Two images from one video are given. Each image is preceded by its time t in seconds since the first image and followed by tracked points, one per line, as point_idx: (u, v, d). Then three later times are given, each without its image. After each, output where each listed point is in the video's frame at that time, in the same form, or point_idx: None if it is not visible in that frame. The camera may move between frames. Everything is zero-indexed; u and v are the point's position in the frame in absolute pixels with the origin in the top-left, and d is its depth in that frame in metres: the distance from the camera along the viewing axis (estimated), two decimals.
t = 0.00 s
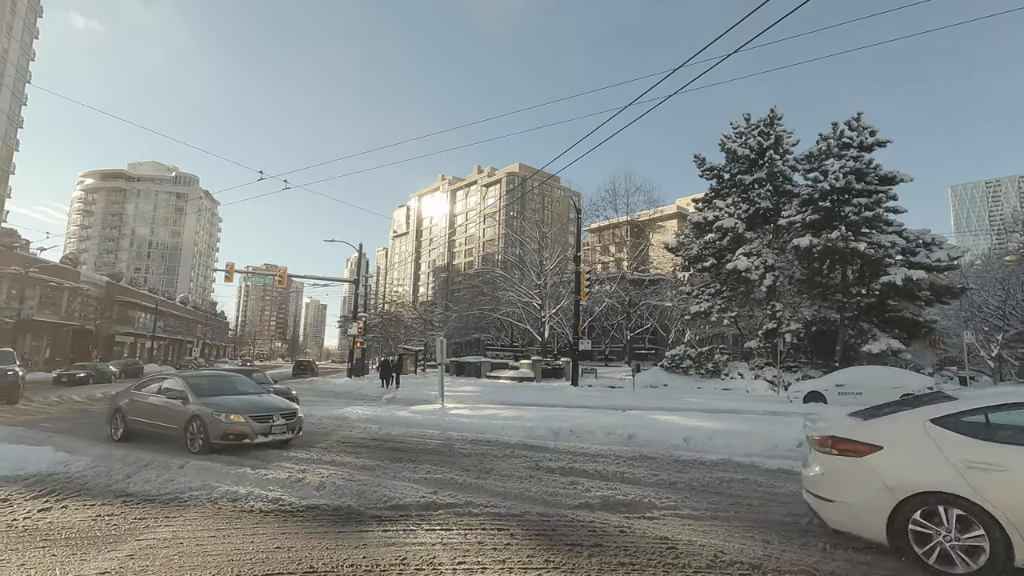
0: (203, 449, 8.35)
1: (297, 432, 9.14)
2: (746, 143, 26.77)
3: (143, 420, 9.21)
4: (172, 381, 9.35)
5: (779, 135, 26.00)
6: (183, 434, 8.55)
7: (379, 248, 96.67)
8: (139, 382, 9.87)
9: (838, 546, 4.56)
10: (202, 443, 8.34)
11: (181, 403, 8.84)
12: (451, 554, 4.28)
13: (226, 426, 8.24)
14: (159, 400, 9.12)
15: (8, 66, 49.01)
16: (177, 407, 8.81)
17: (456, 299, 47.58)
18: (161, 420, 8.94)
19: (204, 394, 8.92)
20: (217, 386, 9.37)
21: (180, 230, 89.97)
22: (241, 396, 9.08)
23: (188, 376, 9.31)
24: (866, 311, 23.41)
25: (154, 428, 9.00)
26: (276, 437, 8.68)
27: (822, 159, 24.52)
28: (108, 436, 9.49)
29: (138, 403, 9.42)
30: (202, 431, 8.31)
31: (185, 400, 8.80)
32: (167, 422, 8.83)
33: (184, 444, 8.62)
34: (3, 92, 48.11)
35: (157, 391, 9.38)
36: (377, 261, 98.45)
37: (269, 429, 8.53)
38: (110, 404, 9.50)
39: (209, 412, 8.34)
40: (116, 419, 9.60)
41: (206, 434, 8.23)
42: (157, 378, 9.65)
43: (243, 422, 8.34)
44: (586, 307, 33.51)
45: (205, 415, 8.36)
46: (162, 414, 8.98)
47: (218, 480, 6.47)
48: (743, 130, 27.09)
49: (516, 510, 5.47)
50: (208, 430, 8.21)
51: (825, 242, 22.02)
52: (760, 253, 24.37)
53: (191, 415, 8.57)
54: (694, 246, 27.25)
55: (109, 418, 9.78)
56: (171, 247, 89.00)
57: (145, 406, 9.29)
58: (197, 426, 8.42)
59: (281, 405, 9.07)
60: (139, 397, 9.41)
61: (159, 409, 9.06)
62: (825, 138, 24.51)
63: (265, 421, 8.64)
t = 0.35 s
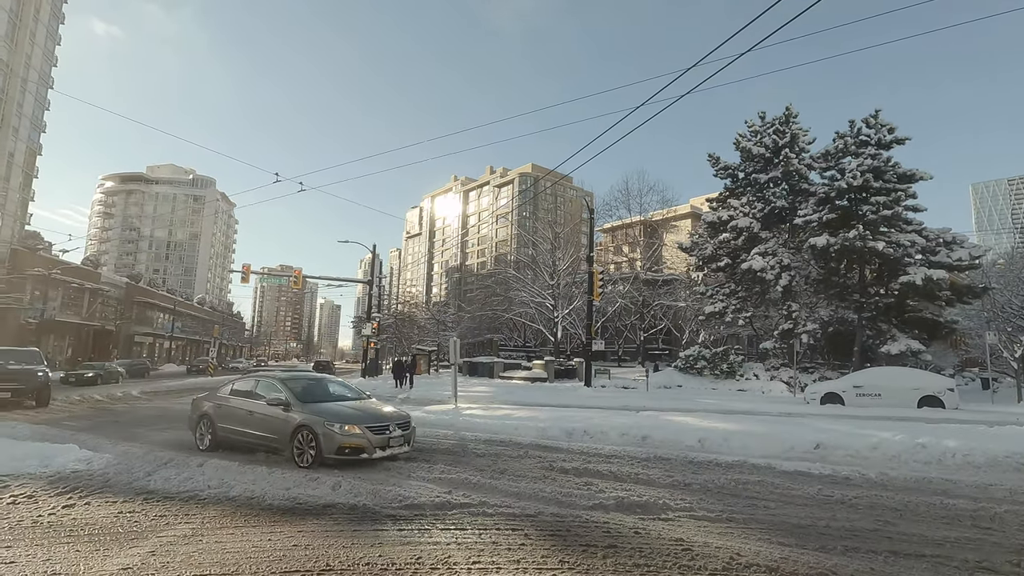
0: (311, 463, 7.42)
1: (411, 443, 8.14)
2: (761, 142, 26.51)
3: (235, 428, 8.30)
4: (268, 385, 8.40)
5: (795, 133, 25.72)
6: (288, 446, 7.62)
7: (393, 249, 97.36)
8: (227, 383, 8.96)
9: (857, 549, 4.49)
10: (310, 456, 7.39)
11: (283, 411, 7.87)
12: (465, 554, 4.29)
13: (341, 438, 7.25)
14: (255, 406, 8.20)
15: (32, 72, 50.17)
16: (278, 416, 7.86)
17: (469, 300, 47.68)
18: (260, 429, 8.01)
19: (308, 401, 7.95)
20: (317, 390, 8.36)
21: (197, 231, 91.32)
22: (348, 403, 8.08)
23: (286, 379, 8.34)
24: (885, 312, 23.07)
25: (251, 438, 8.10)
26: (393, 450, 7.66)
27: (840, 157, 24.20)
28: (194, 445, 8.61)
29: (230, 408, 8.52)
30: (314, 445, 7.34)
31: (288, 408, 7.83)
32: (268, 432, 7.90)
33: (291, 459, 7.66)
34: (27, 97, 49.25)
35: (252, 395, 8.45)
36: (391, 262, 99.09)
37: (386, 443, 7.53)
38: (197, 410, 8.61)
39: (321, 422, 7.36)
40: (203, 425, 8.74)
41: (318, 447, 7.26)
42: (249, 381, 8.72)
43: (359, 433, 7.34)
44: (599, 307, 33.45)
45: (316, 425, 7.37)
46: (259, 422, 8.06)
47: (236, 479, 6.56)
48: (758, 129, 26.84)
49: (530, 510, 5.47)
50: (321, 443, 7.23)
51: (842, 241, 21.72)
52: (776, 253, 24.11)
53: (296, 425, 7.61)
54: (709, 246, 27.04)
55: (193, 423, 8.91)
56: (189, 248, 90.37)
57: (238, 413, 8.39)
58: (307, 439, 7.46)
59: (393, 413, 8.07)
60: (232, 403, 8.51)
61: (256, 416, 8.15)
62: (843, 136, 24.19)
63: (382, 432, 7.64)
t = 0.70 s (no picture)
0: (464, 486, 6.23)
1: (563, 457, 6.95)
2: (777, 139, 26.19)
3: (349, 439, 7.28)
4: (388, 390, 7.34)
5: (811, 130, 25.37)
6: (427, 463, 6.53)
7: (406, 250, 97.91)
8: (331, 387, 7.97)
9: (878, 551, 4.42)
10: (465, 477, 6.19)
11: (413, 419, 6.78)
12: (482, 553, 4.30)
13: (495, 453, 6.09)
14: (375, 415, 7.14)
15: (54, 78, 51.24)
16: (408, 426, 6.76)
17: (482, 300, 47.80)
18: (383, 441, 6.96)
19: (442, 407, 6.84)
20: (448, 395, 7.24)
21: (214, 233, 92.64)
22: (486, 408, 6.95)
23: (410, 383, 7.26)
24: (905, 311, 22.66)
25: (371, 450, 7.06)
26: (550, 467, 6.46)
27: (857, 154, 23.85)
28: (299, 458, 7.63)
29: (340, 416, 7.51)
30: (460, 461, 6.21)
31: (421, 416, 6.75)
32: (394, 445, 6.85)
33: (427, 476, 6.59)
34: (50, 102, 50.34)
35: (367, 401, 7.41)
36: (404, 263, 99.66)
37: (546, 458, 6.32)
38: (301, 419, 7.66)
39: (468, 433, 6.23)
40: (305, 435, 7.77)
41: (467, 463, 6.16)
42: (360, 384, 7.69)
43: (516, 447, 6.16)
44: (612, 306, 33.33)
45: (461, 437, 6.26)
46: (380, 433, 7.02)
47: (254, 477, 6.63)
48: (773, 125, 26.52)
49: (545, 510, 5.47)
50: (469, 456, 6.11)
51: (861, 239, 21.40)
52: (792, 251, 23.80)
53: (445, 438, 6.41)
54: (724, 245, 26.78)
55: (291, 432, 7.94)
56: (206, 250, 91.70)
57: (351, 421, 7.38)
58: (450, 453, 6.35)
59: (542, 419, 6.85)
60: (342, 409, 7.51)
61: (375, 425, 7.10)
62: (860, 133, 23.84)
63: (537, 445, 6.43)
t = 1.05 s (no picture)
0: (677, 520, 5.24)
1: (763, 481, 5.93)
2: (792, 136, 25.87)
3: (508, 455, 6.34)
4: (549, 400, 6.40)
5: (827, 127, 25.04)
6: (621, 488, 5.57)
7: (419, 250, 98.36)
8: (470, 394, 7.04)
9: (896, 555, 4.36)
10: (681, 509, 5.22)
11: (597, 434, 5.81)
12: (495, 552, 4.31)
13: (723, 478, 5.11)
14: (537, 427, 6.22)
15: (75, 82, 52.24)
16: (591, 444, 5.79)
17: (494, 300, 47.88)
18: (554, 461, 6.00)
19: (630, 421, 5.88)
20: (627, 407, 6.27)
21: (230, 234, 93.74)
22: (679, 423, 5.96)
23: (580, 391, 6.31)
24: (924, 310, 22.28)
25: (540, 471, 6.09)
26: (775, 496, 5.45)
27: (875, 151, 23.50)
28: (433, 478, 6.72)
29: (490, 429, 6.57)
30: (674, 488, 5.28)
31: (605, 431, 5.79)
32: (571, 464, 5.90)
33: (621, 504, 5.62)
34: (71, 107, 51.29)
35: (523, 412, 6.47)
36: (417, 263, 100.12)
37: (779, 482, 5.34)
38: (439, 432, 6.76)
39: (685, 455, 5.26)
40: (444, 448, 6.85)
41: (686, 492, 5.18)
42: (510, 392, 6.75)
43: (747, 474, 5.15)
44: (626, 307, 33.18)
45: (673, 458, 5.29)
46: (549, 450, 6.08)
47: (269, 474, 6.72)
48: (788, 123, 26.22)
49: (557, 511, 5.46)
50: (688, 483, 5.15)
51: (878, 238, 21.09)
52: (808, 250, 23.51)
53: (650, 460, 5.44)
54: (738, 244, 26.55)
55: (426, 446, 7.01)
56: (222, 251, 92.93)
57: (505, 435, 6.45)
58: (656, 477, 5.40)
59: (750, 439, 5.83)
60: (493, 421, 6.57)
61: (542, 441, 6.14)
62: (877, 130, 23.50)
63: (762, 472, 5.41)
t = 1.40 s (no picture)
0: None
1: None
2: (806, 135, 25.56)
3: (744, 487, 4.80)
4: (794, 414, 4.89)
5: (842, 125, 24.70)
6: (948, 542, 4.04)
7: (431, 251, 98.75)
8: (666, 403, 5.50)
9: (911, 559, 4.31)
10: None
11: (894, 462, 4.31)
12: (505, 552, 4.32)
13: None
14: (791, 451, 4.68)
15: (94, 87, 53.08)
16: (892, 476, 4.25)
17: (505, 300, 47.93)
18: (822, 495, 4.47)
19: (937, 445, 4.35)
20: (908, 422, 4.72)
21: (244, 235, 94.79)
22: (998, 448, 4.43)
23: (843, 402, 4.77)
24: (942, 311, 21.90)
25: (799, 511, 4.57)
26: None
27: (891, 149, 23.15)
28: (630, 512, 5.26)
29: (714, 453, 5.02)
30: (964, 500, 4.01)
31: (909, 457, 4.26)
32: (855, 503, 4.34)
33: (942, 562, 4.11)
34: (90, 111, 52.19)
35: (756, 428, 4.94)
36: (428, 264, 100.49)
37: None
38: (629, 453, 5.32)
39: None
40: (636, 474, 5.36)
41: None
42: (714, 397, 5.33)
43: None
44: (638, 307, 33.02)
45: None
46: (813, 481, 4.55)
47: (283, 473, 6.80)
48: (803, 121, 25.92)
49: (568, 511, 5.46)
50: None
51: (894, 237, 20.80)
52: (823, 250, 23.20)
53: (991, 502, 3.93)
54: (751, 244, 26.31)
55: (612, 470, 5.53)
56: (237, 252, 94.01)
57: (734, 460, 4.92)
58: (1002, 528, 3.88)
59: None
60: (710, 441, 5.07)
61: (800, 470, 4.60)
62: (894, 127, 23.14)
63: None
